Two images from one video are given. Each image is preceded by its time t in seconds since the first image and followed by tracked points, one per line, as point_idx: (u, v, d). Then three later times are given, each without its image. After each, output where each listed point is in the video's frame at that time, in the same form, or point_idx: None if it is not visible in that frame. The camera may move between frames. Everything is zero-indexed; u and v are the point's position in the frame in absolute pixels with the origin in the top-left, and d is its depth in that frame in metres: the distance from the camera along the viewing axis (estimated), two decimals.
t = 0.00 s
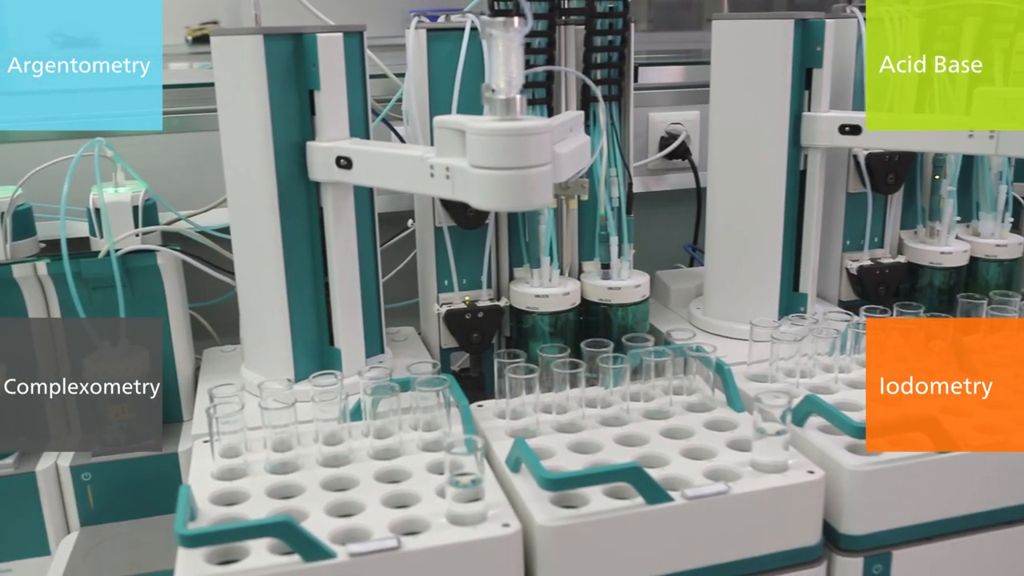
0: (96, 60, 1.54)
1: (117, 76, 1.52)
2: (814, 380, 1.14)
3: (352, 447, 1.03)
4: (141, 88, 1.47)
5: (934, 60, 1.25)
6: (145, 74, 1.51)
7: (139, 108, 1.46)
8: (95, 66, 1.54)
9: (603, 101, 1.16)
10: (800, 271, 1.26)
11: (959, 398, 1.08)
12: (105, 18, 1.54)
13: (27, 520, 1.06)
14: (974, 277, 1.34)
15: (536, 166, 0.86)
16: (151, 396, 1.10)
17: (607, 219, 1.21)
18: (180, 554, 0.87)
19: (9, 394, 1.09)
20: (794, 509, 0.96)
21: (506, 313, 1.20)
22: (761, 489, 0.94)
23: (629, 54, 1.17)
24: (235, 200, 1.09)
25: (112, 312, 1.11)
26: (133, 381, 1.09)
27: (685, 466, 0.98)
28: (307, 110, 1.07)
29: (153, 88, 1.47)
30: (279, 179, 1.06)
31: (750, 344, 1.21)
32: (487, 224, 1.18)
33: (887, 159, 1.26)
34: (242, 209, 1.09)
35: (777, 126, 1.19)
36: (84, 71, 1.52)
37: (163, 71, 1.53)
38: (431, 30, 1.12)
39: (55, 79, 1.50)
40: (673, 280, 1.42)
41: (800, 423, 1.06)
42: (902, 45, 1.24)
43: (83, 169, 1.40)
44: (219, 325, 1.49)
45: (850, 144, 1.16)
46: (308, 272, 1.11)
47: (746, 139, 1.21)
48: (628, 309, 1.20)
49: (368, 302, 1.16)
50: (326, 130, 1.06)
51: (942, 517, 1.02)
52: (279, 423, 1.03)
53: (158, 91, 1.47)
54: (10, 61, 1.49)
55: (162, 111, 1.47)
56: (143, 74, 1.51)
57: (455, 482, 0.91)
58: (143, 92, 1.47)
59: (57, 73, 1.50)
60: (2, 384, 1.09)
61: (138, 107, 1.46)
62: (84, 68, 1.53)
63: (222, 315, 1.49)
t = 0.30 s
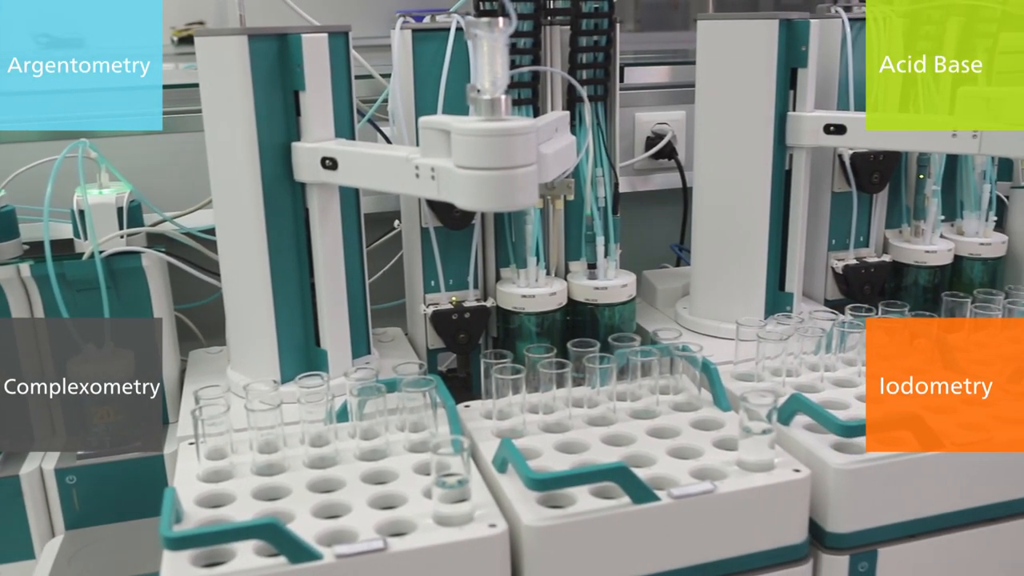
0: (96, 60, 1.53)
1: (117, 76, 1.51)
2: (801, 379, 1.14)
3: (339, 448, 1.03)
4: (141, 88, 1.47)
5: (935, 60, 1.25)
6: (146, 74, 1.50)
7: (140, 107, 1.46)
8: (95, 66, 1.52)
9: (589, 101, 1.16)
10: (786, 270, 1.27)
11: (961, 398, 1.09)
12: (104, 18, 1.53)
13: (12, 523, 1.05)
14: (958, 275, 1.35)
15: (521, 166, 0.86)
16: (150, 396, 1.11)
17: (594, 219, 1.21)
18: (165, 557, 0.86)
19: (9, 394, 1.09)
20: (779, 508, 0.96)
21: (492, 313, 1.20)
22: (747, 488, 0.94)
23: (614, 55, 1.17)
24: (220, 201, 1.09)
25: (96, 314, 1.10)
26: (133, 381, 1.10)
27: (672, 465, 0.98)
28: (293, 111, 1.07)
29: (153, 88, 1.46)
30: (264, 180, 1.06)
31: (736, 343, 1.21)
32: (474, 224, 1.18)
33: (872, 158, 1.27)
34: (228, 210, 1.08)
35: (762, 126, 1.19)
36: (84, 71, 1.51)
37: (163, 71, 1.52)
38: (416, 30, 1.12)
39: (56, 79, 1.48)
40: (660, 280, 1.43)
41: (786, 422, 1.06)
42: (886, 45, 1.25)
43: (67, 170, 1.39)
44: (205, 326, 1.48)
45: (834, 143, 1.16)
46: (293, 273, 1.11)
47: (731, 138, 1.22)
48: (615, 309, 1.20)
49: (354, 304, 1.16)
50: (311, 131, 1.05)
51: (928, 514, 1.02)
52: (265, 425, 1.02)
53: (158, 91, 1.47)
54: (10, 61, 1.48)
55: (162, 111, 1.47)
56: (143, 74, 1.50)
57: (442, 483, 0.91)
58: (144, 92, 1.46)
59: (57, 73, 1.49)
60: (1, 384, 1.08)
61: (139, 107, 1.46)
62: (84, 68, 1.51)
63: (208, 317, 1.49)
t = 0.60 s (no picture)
0: (97, 60, 1.50)
1: (118, 76, 1.49)
2: (783, 377, 1.14)
3: (322, 450, 1.03)
4: (141, 88, 1.47)
5: (935, 60, 1.26)
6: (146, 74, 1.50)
7: (139, 107, 1.46)
8: (95, 66, 1.50)
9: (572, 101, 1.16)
10: (768, 268, 1.28)
11: (960, 398, 1.09)
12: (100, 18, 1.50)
13: None
14: (940, 274, 1.36)
15: (503, 167, 0.86)
16: (151, 396, 1.12)
17: (577, 219, 1.21)
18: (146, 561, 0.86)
19: (8, 394, 1.09)
20: (762, 506, 0.96)
21: (476, 314, 1.20)
22: (730, 487, 0.94)
23: (597, 55, 1.17)
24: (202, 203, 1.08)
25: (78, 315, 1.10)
26: (134, 381, 1.11)
27: (655, 464, 0.99)
28: (274, 112, 1.06)
29: (153, 88, 1.47)
30: (245, 181, 1.06)
31: (719, 342, 1.22)
32: (457, 225, 1.18)
33: (854, 157, 1.27)
34: (208, 212, 1.08)
35: (744, 126, 1.20)
36: (84, 72, 1.48)
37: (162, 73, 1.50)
38: (399, 31, 1.12)
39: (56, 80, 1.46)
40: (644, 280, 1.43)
41: (768, 421, 1.07)
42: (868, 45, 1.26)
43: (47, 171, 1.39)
44: (188, 328, 1.48)
45: (816, 143, 1.17)
46: (276, 275, 1.11)
47: (714, 138, 1.22)
48: (598, 308, 1.21)
49: (337, 305, 1.15)
50: (293, 131, 1.05)
51: (909, 512, 1.03)
52: (247, 427, 1.02)
53: (158, 91, 1.48)
54: (10, 61, 1.45)
55: (162, 110, 1.48)
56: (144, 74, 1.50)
57: (425, 484, 0.91)
58: (144, 93, 1.47)
59: (58, 73, 1.47)
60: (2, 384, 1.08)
61: (139, 107, 1.46)
62: (85, 69, 1.49)
63: (190, 319, 1.48)
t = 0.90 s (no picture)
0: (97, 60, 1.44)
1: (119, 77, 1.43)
2: (762, 376, 1.15)
3: (301, 452, 1.02)
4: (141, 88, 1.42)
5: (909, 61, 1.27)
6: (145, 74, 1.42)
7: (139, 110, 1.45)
8: (95, 66, 1.44)
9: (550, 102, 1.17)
10: (747, 267, 1.28)
11: (960, 398, 1.10)
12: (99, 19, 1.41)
13: None
14: (917, 272, 1.37)
15: (481, 167, 0.85)
16: (150, 396, 1.12)
17: (556, 219, 1.21)
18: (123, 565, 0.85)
19: (9, 394, 1.07)
20: (741, 504, 0.96)
21: (456, 314, 1.20)
22: (709, 486, 0.94)
23: (575, 55, 1.18)
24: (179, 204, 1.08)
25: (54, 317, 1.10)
26: (133, 381, 1.12)
27: (635, 464, 0.99)
28: (251, 113, 1.06)
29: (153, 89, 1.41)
30: (222, 182, 1.05)
31: (698, 341, 1.22)
32: (437, 225, 1.18)
33: (831, 157, 1.28)
34: (185, 213, 1.07)
35: (722, 126, 1.20)
36: (84, 72, 1.44)
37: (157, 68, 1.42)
38: (377, 31, 1.12)
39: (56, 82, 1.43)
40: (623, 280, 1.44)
41: (747, 420, 1.07)
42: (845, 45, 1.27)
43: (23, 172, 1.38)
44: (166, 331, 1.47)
45: (793, 142, 1.17)
46: (253, 277, 1.10)
47: (693, 138, 1.22)
48: (578, 308, 1.21)
49: (316, 306, 1.15)
50: (270, 132, 1.05)
51: (887, 508, 1.03)
52: (226, 429, 1.01)
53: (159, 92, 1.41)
54: (9, 60, 1.41)
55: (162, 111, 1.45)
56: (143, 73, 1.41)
57: (404, 485, 0.91)
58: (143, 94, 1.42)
59: (58, 74, 1.43)
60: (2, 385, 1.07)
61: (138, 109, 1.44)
62: (85, 69, 1.44)
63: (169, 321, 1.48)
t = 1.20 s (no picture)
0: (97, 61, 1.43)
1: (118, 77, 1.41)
2: (748, 375, 1.15)
3: (288, 454, 1.02)
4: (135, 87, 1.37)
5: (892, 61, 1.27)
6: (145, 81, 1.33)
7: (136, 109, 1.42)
8: (95, 67, 1.43)
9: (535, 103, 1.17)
10: (734, 267, 1.29)
11: (961, 397, 1.10)
12: (97, 18, 1.43)
13: None
14: (903, 271, 1.38)
15: (467, 168, 0.85)
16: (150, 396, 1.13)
17: (542, 220, 1.22)
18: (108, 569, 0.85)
19: (9, 394, 1.06)
20: (728, 503, 0.97)
21: (443, 315, 1.20)
22: (696, 484, 0.95)
23: (561, 56, 1.18)
24: (164, 205, 1.07)
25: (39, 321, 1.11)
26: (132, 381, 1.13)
27: (622, 463, 0.99)
28: (237, 114, 1.05)
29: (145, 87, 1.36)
30: (207, 183, 1.05)
31: (685, 341, 1.22)
32: (423, 226, 1.18)
33: (817, 156, 1.29)
34: (171, 215, 1.07)
35: (708, 126, 1.21)
36: (84, 72, 1.42)
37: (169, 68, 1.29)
38: (362, 32, 1.12)
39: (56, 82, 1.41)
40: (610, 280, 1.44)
41: (734, 419, 1.07)
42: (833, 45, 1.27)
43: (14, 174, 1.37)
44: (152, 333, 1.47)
45: (778, 141, 1.18)
46: (240, 278, 1.10)
47: (679, 138, 1.23)
48: (565, 308, 1.21)
49: (302, 308, 1.15)
50: (255, 133, 1.04)
51: (873, 505, 1.04)
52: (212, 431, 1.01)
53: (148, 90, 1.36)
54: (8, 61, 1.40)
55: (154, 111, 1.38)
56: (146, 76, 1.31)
57: (391, 486, 0.90)
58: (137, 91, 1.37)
59: (58, 74, 1.41)
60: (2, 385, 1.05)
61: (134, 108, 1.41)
62: (85, 68, 1.42)
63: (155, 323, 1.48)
